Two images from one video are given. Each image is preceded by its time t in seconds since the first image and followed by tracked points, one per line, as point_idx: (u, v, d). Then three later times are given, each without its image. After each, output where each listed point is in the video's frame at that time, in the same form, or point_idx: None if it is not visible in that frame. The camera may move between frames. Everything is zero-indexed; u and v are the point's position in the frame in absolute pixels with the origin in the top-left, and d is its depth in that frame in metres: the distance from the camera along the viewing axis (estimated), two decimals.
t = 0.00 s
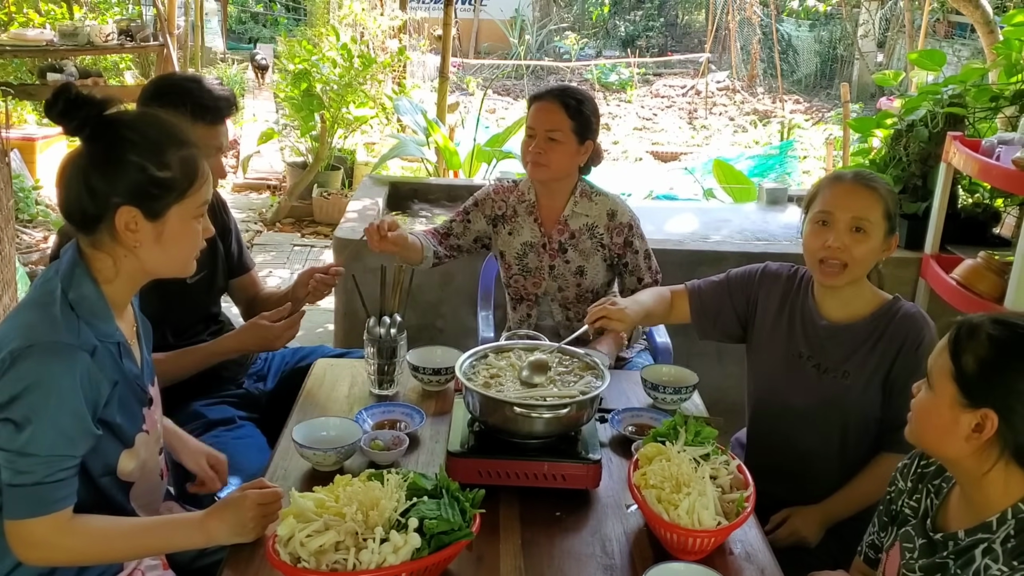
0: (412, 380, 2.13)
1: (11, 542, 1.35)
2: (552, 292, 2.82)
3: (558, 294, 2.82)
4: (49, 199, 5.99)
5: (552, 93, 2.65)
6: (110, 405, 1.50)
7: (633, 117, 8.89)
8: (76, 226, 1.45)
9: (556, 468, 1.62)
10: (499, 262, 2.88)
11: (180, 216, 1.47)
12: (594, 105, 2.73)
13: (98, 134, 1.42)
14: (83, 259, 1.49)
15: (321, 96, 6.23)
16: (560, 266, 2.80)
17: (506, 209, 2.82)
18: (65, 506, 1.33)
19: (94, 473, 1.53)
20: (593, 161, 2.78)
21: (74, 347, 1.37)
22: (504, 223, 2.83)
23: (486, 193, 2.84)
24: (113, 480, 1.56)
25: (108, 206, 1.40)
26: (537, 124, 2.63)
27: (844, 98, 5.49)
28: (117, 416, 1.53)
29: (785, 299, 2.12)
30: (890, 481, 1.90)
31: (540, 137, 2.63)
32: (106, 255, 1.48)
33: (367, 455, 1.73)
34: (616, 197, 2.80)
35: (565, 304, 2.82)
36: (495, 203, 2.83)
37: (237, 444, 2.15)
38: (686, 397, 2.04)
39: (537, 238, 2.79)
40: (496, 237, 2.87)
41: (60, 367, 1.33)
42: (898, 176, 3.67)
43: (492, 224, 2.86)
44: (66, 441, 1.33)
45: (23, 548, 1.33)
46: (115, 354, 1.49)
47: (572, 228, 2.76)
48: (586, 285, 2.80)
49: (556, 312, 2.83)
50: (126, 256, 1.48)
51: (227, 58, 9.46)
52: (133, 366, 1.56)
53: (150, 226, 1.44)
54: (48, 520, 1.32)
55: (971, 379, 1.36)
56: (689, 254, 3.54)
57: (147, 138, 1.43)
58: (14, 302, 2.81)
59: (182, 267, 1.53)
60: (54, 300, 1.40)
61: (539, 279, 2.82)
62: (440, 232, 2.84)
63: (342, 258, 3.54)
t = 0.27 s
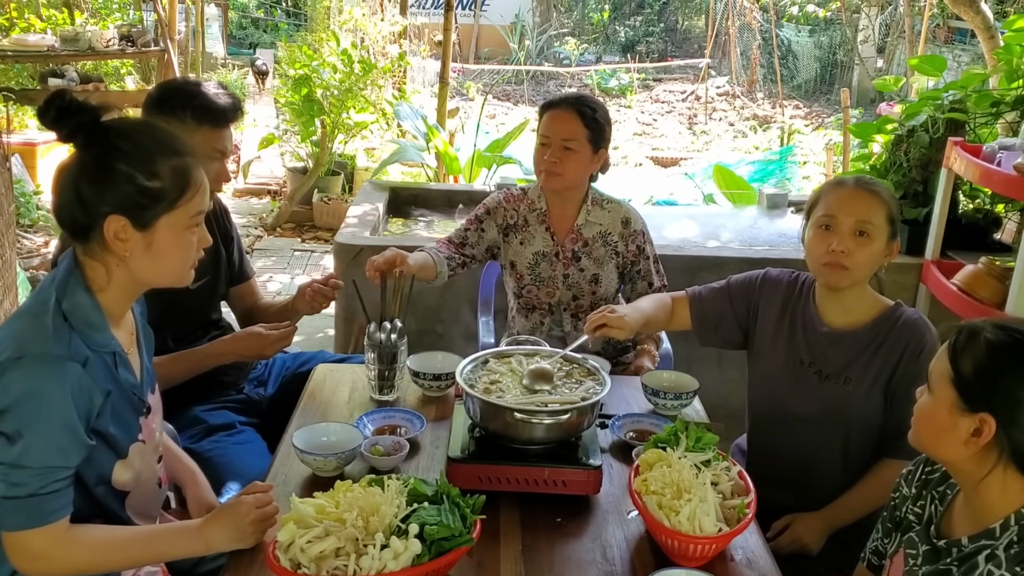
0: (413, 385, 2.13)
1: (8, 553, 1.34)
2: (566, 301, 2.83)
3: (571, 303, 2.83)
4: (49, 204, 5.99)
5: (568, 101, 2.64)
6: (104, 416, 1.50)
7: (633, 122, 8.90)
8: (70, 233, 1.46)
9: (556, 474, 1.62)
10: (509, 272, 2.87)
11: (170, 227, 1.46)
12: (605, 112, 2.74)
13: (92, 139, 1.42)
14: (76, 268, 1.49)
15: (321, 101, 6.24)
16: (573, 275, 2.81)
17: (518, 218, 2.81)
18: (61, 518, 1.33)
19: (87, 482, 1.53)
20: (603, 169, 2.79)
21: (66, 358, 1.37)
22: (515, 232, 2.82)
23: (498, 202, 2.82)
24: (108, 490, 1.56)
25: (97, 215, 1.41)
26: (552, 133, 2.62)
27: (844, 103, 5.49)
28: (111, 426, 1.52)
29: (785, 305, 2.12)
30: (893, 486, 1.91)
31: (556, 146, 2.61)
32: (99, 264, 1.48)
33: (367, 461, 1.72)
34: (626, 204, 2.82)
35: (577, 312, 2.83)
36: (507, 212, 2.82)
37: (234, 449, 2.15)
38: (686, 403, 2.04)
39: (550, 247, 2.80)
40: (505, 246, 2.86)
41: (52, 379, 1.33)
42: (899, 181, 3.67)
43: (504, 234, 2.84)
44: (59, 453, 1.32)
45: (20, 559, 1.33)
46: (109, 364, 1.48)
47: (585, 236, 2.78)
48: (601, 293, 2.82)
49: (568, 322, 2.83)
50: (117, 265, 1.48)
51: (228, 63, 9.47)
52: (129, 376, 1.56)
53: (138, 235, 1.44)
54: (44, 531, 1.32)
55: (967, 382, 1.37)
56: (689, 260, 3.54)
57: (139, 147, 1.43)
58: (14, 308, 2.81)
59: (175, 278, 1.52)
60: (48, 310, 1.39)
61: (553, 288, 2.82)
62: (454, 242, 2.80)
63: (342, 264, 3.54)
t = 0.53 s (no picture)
0: (415, 388, 2.13)
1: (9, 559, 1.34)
2: (576, 304, 2.82)
3: (581, 307, 2.83)
4: (50, 206, 5.99)
5: (591, 107, 2.60)
6: (106, 422, 1.49)
7: (634, 125, 8.89)
8: (70, 237, 1.46)
9: (558, 477, 1.62)
10: (518, 275, 2.86)
11: (167, 232, 1.46)
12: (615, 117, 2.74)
13: (91, 141, 1.42)
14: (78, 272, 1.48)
15: (323, 104, 6.23)
16: (583, 279, 2.81)
17: (528, 222, 2.81)
18: (62, 524, 1.33)
19: (89, 488, 1.53)
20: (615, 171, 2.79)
21: (68, 365, 1.36)
22: (525, 235, 2.82)
23: (508, 204, 2.82)
24: (109, 495, 1.56)
25: (94, 220, 1.41)
26: (577, 139, 2.59)
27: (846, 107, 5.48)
28: (113, 432, 1.52)
29: (787, 308, 2.11)
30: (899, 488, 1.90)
31: (581, 152, 2.60)
32: (97, 268, 1.47)
33: (369, 464, 1.72)
34: (636, 207, 2.82)
35: (587, 316, 2.82)
36: (517, 215, 2.82)
37: (235, 451, 2.15)
38: (689, 406, 2.03)
39: (560, 251, 2.79)
40: (515, 249, 2.86)
41: (53, 386, 1.32)
42: (901, 184, 3.66)
43: (513, 236, 2.84)
44: (60, 460, 1.32)
45: (21, 565, 1.33)
46: (110, 369, 1.48)
47: (596, 239, 2.78)
48: (611, 297, 2.82)
49: (576, 325, 2.83)
50: (115, 270, 1.48)
51: (229, 65, 9.48)
52: (131, 381, 1.55)
53: (135, 240, 1.44)
54: (46, 538, 1.31)
55: (1011, 401, 1.31)
56: (691, 262, 3.53)
57: (137, 151, 1.43)
58: (16, 310, 2.81)
59: (175, 285, 1.51)
60: (50, 315, 1.39)
61: (562, 292, 2.82)
62: (463, 244, 2.81)
63: (344, 267, 3.53)
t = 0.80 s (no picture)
0: (414, 390, 2.12)
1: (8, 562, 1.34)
2: (580, 305, 2.82)
3: (585, 308, 2.82)
4: (50, 207, 5.99)
5: (602, 109, 2.62)
6: (106, 424, 1.49)
7: (634, 126, 8.89)
8: (68, 238, 1.45)
9: (558, 479, 1.61)
10: (521, 276, 2.85)
11: (163, 234, 1.45)
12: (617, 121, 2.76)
13: (88, 142, 1.42)
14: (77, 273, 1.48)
15: (323, 104, 6.23)
16: (588, 279, 2.81)
17: (533, 222, 2.79)
18: (62, 527, 1.33)
19: (89, 491, 1.52)
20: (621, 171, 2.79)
21: (68, 368, 1.36)
22: (529, 236, 2.80)
23: (512, 204, 2.80)
24: (109, 497, 1.56)
25: (90, 221, 1.41)
26: (592, 139, 2.59)
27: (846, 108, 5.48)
28: (112, 435, 1.51)
29: (788, 309, 2.11)
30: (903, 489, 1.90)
31: (596, 152, 2.59)
32: (95, 269, 1.47)
33: (368, 465, 1.71)
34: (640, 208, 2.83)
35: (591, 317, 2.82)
36: (521, 215, 2.80)
37: (235, 453, 2.14)
38: (690, 408, 2.03)
39: (565, 252, 2.79)
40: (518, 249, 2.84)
41: (53, 387, 1.32)
42: (901, 185, 3.66)
43: (516, 235, 2.83)
44: (61, 462, 1.31)
45: (21, 567, 1.32)
46: (110, 371, 1.48)
47: (601, 240, 2.78)
48: (615, 298, 2.82)
49: (580, 326, 2.83)
50: (113, 272, 1.48)
51: (230, 66, 9.48)
52: (131, 383, 1.55)
53: (132, 242, 1.44)
54: (45, 541, 1.31)
55: None
56: (692, 263, 3.53)
57: (134, 152, 1.43)
58: (15, 311, 2.80)
59: (173, 286, 1.51)
60: (50, 317, 1.38)
61: (566, 293, 2.81)
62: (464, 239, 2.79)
63: (343, 268, 3.53)
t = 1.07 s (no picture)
0: (412, 391, 2.12)
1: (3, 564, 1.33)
2: (577, 305, 2.82)
3: (581, 308, 2.82)
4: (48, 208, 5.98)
5: (606, 111, 2.63)
6: (102, 426, 1.48)
7: (632, 127, 8.90)
8: (63, 239, 1.45)
9: (556, 480, 1.61)
10: (519, 275, 2.86)
11: (158, 235, 1.45)
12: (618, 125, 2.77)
13: (83, 143, 1.42)
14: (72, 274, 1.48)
15: (321, 105, 6.23)
16: (586, 280, 2.80)
17: (530, 221, 2.80)
18: (58, 529, 1.32)
19: (85, 492, 1.52)
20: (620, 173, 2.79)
21: (63, 369, 1.36)
22: (526, 234, 2.81)
23: (507, 203, 2.82)
24: (106, 499, 1.56)
25: (85, 222, 1.41)
26: (597, 140, 2.59)
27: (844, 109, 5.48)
28: (108, 436, 1.51)
29: (787, 310, 2.11)
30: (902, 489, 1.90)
31: (599, 152, 2.59)
32: (90, 271, 1.47)
33: (366, 466, 1.71)
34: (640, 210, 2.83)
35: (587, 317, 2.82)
36: (517, 214, 2.81)
37: (232, 455, 2.14)
38: (688, 408, 2.03)
39: (563, 251, 2.79)
40: (515, 248, 2.85)
41: (49, 389, 1.32)
42: (900, 186, 3.66)
43: (511, 234, 2.84)
44: (57, 464, 1.31)
45: (16, 569, 1.32)
46: (105, 372, 1.48)
47: (599, 241, 2.77)
48: (612, 299, 2.82)
49: (576, 326, 2.83)
50: (108, 273, 1.47)
51: (227, 67, 9.47)
52: (127, 384, 1.55)
53: (127, 242, 1.43)
54: (41, 543, 1.31)
55: None
56: (690, 264, 3.53)
57: (129, 152, 1.43)
58: (12, 312, 2.80)
59: (169, 287, 1.51)
60: (45, 318, 1.38)
61: (563, 292, 2.81)
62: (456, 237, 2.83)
63: (340, 269, 3.52)
